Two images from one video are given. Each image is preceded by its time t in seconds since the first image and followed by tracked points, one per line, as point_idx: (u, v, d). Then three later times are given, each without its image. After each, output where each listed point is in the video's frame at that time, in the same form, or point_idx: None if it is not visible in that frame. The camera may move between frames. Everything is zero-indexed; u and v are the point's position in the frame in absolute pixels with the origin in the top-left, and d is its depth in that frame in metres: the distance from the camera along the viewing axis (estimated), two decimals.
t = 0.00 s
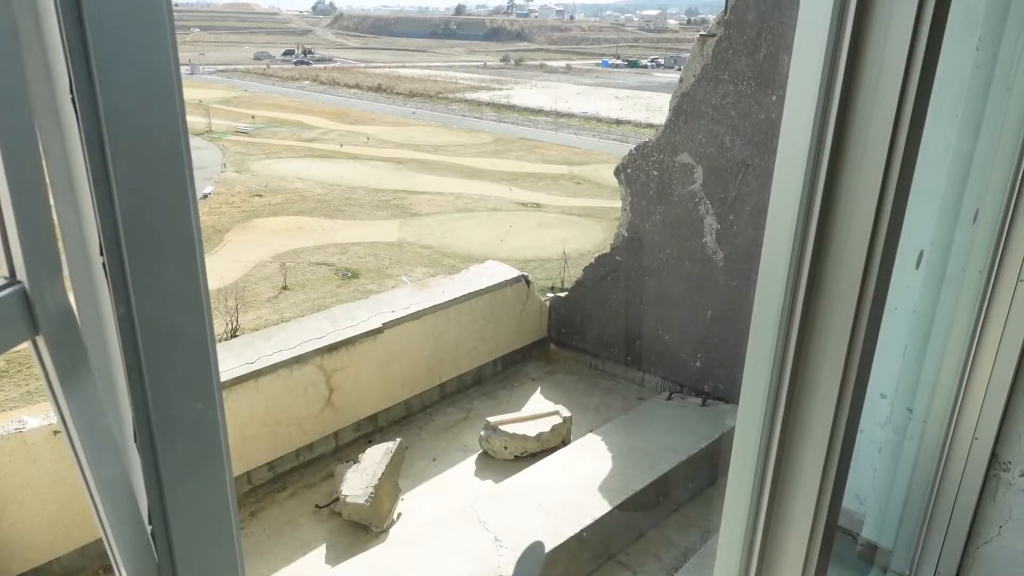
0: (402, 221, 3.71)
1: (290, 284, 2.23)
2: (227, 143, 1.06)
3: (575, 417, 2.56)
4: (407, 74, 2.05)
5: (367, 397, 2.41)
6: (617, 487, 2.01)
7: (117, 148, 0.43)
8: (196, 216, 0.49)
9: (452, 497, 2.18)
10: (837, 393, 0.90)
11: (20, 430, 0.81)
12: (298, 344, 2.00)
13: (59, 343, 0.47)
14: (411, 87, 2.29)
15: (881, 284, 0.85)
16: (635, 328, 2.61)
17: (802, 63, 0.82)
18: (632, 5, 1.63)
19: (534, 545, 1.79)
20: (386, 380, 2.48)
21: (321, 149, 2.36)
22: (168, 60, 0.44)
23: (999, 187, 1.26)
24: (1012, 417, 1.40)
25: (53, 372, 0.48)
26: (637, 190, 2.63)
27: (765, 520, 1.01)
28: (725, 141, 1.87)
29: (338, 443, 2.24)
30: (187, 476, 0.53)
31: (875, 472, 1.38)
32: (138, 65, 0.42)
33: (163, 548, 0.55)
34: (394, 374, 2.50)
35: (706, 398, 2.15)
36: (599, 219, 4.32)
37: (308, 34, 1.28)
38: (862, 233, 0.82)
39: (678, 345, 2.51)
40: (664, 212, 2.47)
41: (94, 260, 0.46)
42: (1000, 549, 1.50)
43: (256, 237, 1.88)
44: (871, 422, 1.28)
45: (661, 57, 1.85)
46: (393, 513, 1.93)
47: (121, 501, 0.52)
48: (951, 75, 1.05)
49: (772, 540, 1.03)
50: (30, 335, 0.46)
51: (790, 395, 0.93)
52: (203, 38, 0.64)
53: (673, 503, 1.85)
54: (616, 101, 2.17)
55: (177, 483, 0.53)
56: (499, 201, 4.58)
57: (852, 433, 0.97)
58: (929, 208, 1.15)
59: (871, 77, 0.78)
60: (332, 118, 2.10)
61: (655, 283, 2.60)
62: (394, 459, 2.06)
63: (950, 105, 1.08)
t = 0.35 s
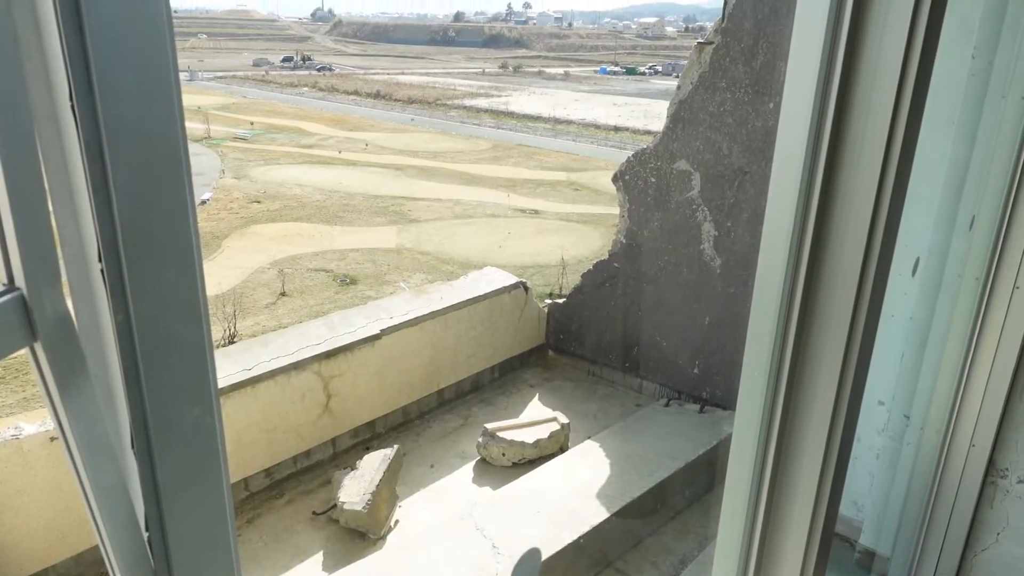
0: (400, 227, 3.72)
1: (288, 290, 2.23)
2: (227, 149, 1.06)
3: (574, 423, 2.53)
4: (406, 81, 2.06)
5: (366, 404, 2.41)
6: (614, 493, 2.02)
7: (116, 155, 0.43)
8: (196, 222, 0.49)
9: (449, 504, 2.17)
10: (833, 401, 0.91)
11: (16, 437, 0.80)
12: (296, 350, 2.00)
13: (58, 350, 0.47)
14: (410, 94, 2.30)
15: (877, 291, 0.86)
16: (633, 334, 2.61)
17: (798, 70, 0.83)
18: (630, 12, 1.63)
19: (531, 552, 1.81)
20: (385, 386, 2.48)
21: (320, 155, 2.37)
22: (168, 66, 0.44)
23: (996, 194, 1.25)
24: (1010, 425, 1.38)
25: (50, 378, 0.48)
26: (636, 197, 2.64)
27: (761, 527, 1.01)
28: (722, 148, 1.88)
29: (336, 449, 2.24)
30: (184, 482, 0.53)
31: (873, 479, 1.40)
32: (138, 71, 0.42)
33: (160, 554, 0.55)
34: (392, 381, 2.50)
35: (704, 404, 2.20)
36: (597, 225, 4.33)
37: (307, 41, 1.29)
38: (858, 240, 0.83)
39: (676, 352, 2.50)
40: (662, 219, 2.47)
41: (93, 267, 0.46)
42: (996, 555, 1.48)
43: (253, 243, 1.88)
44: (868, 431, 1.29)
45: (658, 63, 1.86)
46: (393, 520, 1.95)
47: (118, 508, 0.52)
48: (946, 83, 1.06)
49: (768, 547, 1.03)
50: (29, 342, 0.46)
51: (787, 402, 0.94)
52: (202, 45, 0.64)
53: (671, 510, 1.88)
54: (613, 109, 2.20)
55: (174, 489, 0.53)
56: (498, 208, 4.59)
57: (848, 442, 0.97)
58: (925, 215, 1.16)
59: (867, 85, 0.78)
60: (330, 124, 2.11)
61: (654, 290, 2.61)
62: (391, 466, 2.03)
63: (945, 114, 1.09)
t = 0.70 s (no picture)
0: (399, 236, 3.73)
1: (286, 299, 2.23)
2: (225, 157, 1.07)
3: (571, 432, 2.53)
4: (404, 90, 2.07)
5: (364, 413, 2.41)
6: (613, 502, 2.01)
7: (115, 165, 0.43)
8: (194, 231, 0.49)
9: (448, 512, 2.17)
10: (830, 409, 0.91)
11: (12, 446, 0.80)
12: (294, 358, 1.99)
13: (56, 359, 0.47)
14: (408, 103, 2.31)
15: (873, 299, 0.86)
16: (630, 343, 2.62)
17: (794, 81, 0.84)
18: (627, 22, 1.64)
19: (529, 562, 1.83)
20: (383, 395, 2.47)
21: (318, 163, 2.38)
22: (168, 75, 0.45)
23: (992, 203, 1.26)
24: (1009, 434, 1.37)
25: (47, 388, 0.48)
26: (632, 205, 2.64)
27: (758, 535, 1.02)
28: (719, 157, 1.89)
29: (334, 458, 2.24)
30: (181, 491, 0.53)
31: (871, 488, 1.40)
32: (138, 81, 0.43)
33: (157, 562, 0.55)
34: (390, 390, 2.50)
35: (701, 414, 2.16)
36: (595, 233, 4.34)
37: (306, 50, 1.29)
38: (853, 248, 0.83)
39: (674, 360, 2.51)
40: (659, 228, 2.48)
41: (91, 277, 0.46)
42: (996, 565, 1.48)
43: (252, 251, 1.89)
44: (865, 440, 1.30)
45: (657, 73, 1.86)
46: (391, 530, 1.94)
47: (115, 517, 0.52)
48: (941, 94, 1.07)
49: (766, 555, 1.04)
50: (27, 352, 0.46)
51: (785, 410, 0.94)
52: (201, 53, 0.65)
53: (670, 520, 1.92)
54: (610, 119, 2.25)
55: (171, 498, 0.53)
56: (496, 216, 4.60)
57: (845, 451, 0.97)
58: (921, 225, 1.17)
59: (862, 94, 0.79)
60: (329, 133, 2.11)
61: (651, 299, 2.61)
62: (389, 476, 2.01)
63: (940, 127, 1.10)
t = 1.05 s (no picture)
0: (396, 249, 3.73)
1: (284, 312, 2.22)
2: (223, 170, 1.07)
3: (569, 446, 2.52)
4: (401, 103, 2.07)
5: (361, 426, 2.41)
6: (610, 516, 2.02)
7: (115, 181, 0.43)
8: (192, 246, 0.50)
9: (444, 526, 2.17)
10: (828, 418, 0.93)
11: (7, 461, 0.79)
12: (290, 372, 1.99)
13: (53, 374, 0.47)
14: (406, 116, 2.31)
15: (868, 307, 0.88)
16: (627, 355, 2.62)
17: (790, 95, 0.87)
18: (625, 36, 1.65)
19: None
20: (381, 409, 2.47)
21: (316, 177, 2.38)
22: (167, 91, 0.45)
23: (988, 215, 1.24)
24: (1006, 447, 1.35)
25: (44, 404, 0.48)
26: (629, 219, 2.66)
27: (756, 545, 1.04)
28: (715, 171, 1.90)
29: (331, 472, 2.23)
30: (178, 506, 0.53)
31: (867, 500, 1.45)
32: (140, 96, 0.43)
33: None
34: (388, 403, 2.50)
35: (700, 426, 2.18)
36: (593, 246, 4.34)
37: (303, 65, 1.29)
38: (849, 257, 0.85)
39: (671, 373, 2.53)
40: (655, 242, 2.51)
41: (89, 293, 0.46)
42: None
43: (250, 264, 1.89)
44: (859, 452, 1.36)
45: (653, 87, 1.88)
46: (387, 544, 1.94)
47: (111, 534, 0.52)
48: (933, 111, 1.10)
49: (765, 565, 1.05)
50: (24, 369, 0.46)
51: (781, 419, 0.96)
52: (201, 67, 0.66)
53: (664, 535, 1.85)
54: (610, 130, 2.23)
55: (168, 514, 0.53)
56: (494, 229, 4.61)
57: (843, 462, 0.99)
58: (913, 239, 1.20)
59: (854, 108, 0.82)
60: (327, 146, 2.12)
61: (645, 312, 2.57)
62: (387, 491, 2.01)
63: (929, 145, 1.13)
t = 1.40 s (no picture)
0: (392, 264, 3.73)
1: (280, 327, 2.22)
2: (218, 186, 1.07)
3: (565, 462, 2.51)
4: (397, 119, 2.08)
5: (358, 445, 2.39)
6: (606, 532, 1.99)
7: (110, 198, 0.43)
8: (186, 262, 0.49)
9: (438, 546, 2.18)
10: (821, 433, 0.93)
11: None
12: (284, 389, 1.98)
13: (45, 391, 0.48)
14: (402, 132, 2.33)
15: (862, 319, 0.88)
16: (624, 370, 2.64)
17: (783, 107, 0.88)
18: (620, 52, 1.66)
19: None
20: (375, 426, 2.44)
21: (313, 192, 2.39)
22: (160, 105, 0.45)
23: (978, 236, 1.25)
24: (1004, 462, 1.33)
25: (38, 421, 0.48)
26: (624, 234, 2.63)
27: (752, 560, 1.04)
28: (711, 188, 1.91)
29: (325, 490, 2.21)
30: (172, 524, 0.53)
31: (864, 517, 1.45)
32: (137, 112, 0.43)
33: None
34: (383, 420, 2.46)
35: (695, 442, 2.22)
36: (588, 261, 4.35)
37: (300, 80, 1.30)
38: (841, 269, 0.86)
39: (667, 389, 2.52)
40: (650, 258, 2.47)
41: (83, 311, 0.46)
42: None
43: (245, 279, 1.89)
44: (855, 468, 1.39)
45: (648, 102, 1.90)
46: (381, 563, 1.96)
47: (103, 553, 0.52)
48: (921, 129, 1.13)
49: None
50: (17, 390, 0.46)
51: (774, 433, 0.97)
52: (196, 82, 0.66)
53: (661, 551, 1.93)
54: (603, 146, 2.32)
55: (161, 533, 0.52)
56: (489, 244, 4.62)
57: (839, 476, 0.98)
58: (906, 258, 1.23)
59: (845, 120, 0.83)
60: (323, 162, 2.13)
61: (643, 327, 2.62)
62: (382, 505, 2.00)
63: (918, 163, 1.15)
